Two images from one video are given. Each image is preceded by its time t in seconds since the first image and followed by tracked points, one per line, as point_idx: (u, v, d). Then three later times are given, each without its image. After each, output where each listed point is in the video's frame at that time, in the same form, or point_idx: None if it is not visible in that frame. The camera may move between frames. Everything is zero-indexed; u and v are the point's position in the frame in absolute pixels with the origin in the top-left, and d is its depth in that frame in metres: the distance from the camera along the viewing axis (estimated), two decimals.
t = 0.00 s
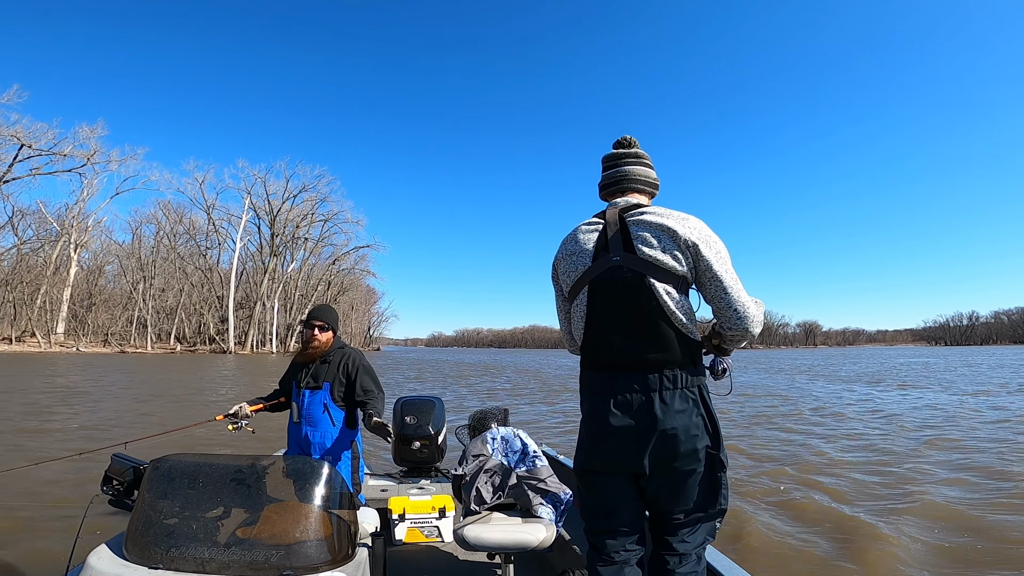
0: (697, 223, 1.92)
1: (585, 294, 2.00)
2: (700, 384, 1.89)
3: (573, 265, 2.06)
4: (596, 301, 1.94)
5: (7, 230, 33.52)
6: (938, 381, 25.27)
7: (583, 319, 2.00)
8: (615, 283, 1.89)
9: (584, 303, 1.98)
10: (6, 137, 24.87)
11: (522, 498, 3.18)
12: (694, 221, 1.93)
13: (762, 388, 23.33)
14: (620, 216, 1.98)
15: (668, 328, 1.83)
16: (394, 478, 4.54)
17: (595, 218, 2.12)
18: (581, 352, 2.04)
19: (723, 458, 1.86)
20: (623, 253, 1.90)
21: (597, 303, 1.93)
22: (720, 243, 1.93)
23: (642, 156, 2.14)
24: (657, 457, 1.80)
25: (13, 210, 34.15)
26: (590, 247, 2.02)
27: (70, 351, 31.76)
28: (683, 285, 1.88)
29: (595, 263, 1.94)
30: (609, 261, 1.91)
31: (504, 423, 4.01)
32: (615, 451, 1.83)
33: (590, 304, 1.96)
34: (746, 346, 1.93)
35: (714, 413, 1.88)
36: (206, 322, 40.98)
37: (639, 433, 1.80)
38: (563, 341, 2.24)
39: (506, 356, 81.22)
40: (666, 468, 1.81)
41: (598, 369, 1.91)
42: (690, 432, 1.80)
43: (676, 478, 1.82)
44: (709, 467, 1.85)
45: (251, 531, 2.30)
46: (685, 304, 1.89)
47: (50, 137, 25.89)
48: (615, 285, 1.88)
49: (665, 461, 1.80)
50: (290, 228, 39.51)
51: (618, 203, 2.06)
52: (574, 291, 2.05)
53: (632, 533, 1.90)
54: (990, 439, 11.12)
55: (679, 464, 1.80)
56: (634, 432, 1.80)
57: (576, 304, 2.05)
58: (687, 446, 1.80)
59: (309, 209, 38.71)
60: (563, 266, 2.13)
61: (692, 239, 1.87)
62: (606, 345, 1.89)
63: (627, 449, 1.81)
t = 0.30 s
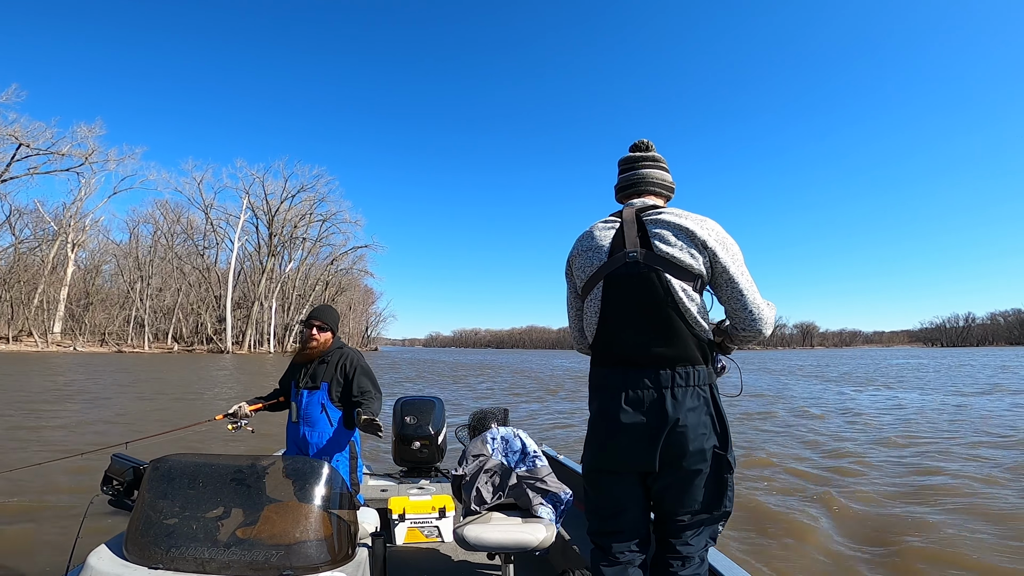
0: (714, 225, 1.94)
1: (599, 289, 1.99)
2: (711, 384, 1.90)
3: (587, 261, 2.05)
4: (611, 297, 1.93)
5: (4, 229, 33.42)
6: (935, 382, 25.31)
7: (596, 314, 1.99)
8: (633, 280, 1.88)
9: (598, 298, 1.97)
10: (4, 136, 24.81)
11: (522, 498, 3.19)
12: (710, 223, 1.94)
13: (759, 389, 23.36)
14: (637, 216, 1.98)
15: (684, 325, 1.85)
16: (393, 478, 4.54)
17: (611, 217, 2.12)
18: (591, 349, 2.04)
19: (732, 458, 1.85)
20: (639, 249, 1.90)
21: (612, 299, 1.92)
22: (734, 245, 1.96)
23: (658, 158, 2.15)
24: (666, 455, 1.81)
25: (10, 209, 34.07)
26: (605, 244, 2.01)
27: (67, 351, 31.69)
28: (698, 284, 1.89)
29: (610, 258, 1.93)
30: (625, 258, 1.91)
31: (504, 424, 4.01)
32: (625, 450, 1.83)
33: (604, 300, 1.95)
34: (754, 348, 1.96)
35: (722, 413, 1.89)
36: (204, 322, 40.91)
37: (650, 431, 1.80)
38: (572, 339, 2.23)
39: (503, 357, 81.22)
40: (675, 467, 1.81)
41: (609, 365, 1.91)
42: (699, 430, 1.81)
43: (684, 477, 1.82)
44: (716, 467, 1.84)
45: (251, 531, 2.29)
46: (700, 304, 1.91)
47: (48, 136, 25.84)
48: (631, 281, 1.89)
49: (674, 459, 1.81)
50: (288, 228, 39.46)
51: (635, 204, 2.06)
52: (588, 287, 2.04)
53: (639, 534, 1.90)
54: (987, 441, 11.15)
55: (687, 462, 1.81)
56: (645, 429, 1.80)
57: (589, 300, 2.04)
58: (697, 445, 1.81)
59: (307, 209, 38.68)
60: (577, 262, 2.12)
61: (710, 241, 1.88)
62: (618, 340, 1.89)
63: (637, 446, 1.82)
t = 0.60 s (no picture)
0: (723, 226, 1.94)
1: (609, 287, 1.98)
2: (718, 383, 1.90)
3: (597, 260, 2.05)
4: (621, 296, 1.92)
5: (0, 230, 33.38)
6: (931, 381, 25.32)
7: (605, 314, 1.98)
8: (645, 280, 1.89)
9: (608, 296, 1.96)
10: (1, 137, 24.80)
11: (522, 498, 3.20)
12: (719, 223, 1.95)
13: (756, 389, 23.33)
14: (646, 215, 1.99)
15: (694, 325, 1.85)
16: (393, 478, 4.54)
17: (618, 216, 2.12)
18: (599, 349, 2.03)
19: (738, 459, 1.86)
20: (650, 248, 1.90)
21: (622, 297, 1.92)
22: (741, 245, 1.97)
23: (664, 159, 2.15)
24: (675, 454, 1.81)
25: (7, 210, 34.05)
26: (615, 244, 2.01)
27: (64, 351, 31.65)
28: (708, 284, 1.90)
29: (620, 258, 1.93)
30: (635, 257, 1.91)
31: (503, 423, 4.00)
32: (631, 450, 1.84)
33: (615, 300, 1.94)
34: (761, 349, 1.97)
35: (731, 413, 1.88)
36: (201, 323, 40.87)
37: (659, 430, 1.80)
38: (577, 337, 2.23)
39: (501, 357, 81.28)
40: (684, 465, 1.81)
41: (617, 364, 1.91)
42: (707, 429, 1.81)
43: (691, 477, 1.82)
44: (721, 466, 1.84)
45: (251, 531, 2.29)
46: (710, 304, 1.91)
47: (44, 137, 25.83)
48: (640, 280, 1.89)
49: (683, 458, 1.80)
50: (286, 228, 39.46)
51: (642, 203, 2.06)
52: (598, 285, 2.03)
53: (643, 533, 1.90)
54: (985, 440, 11.14)
55: (695, 461, 1.81)
56: (654, 429, 1.80)
57: (598, 298, 2.03)
58: (705, 444, 1.81)
59: (305, 209, 38.68)
60: (585, 261, 2.11)
61: (721, 242, 1.89)
62: (627, 337, 1.89)
63: (644, 445, 1.82)
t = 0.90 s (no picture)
0: (728, 226, 1.94)
1: (613, 286, 1.98)
2: (722, 383, 1.90)
3: (602, 259, 2.04)
4: (625, 294, 1.92)
5: None
6: (926, 382, 25.39)
7: (608, 312, 1.99)
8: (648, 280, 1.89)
9: (611, 295, 1.97)
10: None
11: (522, 498, 3.20)
12: (724, 224, 1.95)
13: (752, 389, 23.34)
14: (650, 215, 1.99)
15: (699, 326, 1.86)
16: (393, 478, 4.54)
17: (624, 216, 2.12)
18: (602, 347, 2.03)
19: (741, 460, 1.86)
20: (655, 247, 1.90)
21: (625, 295, 1.92)
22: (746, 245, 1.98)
23: (670, 160, 2.15)
24: (676, 454, 1.81)
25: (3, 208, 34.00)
26: (619, 243, 2.01)
27: (61, 351, 31.62)
28: (713, 284, 1.90)
29: (624, 256, 1.94)
30: (639, 256, 1.91)
31: (504, 423, 4.00)
32: (632, 449, 1.84)
33: (618, 298, 1.95)
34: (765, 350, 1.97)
35: (733, 413, 1.89)
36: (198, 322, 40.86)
37: (661, 430, 1.80)
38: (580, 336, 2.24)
39: (496, 356, 81.25)
40: (685, 465, 1.81)
41: (620, 363, 1.91)
42: (710, 430, 1.81)
43: (694, 479, 1.82)
44: (724, 468, 1.84)
45: (251, 531, 2.29)
46: (714, 305, 1.91)
47: (41, 136, 25.78)
48: (644, 278, 1.89)
49: (685, 458, 1.80)
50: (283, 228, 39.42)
51: (648, 204, 2.07)
52: (601, 284, 2.03)
53: (644, 534, 1.90)
54: (982, 440, 11.16)
55: (697, 462, 1.81)
56: (657, 428, 1.81)
57: (602, 297, 2.03)
58: (707, 444, 1.81)
59: (302, 209, 38.65)
60: (590, 260, 2.12)
61: (727, 242, 1.90)
62: (630, 336, 1.89)
63: (646, 445, 1.82)
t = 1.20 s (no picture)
0: (722, 223, 1.90)
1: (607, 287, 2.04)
2: (714, 383, 1.87)
3: (598, 264, 2.11)
4: (614, 295, 1.98)
5: None
6: (922, 382, 25.43)
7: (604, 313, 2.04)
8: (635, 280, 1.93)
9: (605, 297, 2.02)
10: None
11: (522, 498, 3.20)
12: (719, 220, 1.91)
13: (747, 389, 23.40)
14: (643, 216, 2.02)
15: (681, 323, 1.84)
16: (393, 478, 4.54)
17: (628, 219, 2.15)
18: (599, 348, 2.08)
19: (736, 462, 1.84)
20: (643, 248, 1.94)
21: (615, 295, 1.97)
22: (744, 240, 1.91)
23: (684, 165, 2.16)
24: (665, 453, 1.81)
25: None
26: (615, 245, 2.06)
27: (57, 351, 31.57)
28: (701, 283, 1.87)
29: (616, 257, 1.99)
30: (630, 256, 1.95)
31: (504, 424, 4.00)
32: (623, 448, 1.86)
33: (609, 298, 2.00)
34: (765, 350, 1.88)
35: (726, 413, 1.86)
36: (195, 322, 40.83)
37: (647, 430, 1.82)
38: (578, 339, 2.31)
39: (492, 355, 81.30)
40: (674, 466, 1.81)
41: (611, 363, 1.96)
42: (698, 430, 1.80)
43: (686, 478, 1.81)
44: (716, 467, 1.82)
45: (251, 531, 2.29)
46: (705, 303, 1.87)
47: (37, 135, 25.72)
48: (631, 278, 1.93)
49: (673, 458, 1.80)
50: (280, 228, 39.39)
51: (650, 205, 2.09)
52: (599, 286, 2.10)
53: (641, 534, 1.91)
54: (979, 439, 11.18)
55: (685, 462, 1.80)
56: (643, 427, 1.82)
57: (600, 298, 2.09)
58: (695, 445, 1.80)
59: (299, 209, 38.63)
60: (594, 262, 2.18)
61: (718, 237, 1.85)
62: (619, 335, 1.94)
63: (635, 445, 1.84)
